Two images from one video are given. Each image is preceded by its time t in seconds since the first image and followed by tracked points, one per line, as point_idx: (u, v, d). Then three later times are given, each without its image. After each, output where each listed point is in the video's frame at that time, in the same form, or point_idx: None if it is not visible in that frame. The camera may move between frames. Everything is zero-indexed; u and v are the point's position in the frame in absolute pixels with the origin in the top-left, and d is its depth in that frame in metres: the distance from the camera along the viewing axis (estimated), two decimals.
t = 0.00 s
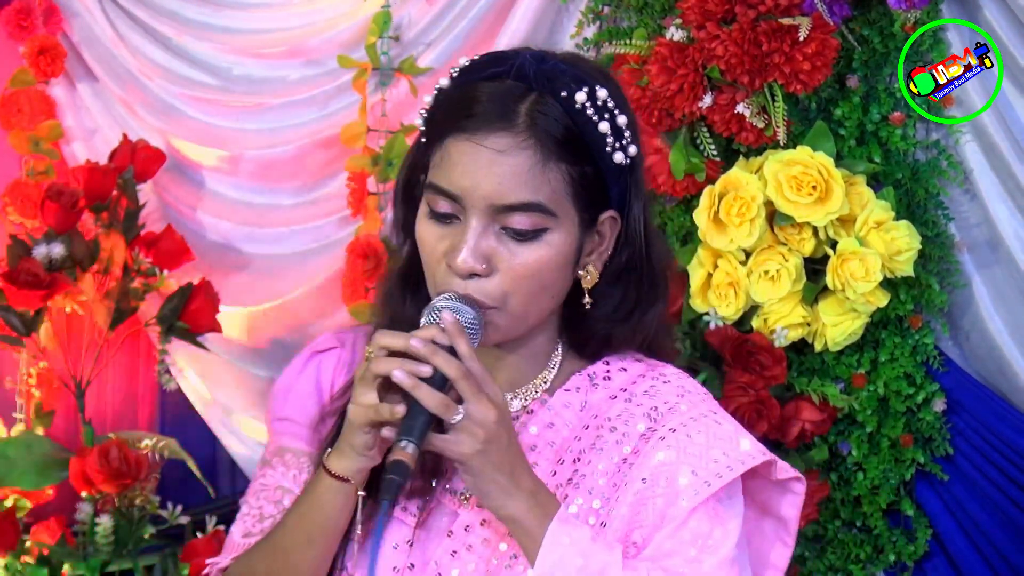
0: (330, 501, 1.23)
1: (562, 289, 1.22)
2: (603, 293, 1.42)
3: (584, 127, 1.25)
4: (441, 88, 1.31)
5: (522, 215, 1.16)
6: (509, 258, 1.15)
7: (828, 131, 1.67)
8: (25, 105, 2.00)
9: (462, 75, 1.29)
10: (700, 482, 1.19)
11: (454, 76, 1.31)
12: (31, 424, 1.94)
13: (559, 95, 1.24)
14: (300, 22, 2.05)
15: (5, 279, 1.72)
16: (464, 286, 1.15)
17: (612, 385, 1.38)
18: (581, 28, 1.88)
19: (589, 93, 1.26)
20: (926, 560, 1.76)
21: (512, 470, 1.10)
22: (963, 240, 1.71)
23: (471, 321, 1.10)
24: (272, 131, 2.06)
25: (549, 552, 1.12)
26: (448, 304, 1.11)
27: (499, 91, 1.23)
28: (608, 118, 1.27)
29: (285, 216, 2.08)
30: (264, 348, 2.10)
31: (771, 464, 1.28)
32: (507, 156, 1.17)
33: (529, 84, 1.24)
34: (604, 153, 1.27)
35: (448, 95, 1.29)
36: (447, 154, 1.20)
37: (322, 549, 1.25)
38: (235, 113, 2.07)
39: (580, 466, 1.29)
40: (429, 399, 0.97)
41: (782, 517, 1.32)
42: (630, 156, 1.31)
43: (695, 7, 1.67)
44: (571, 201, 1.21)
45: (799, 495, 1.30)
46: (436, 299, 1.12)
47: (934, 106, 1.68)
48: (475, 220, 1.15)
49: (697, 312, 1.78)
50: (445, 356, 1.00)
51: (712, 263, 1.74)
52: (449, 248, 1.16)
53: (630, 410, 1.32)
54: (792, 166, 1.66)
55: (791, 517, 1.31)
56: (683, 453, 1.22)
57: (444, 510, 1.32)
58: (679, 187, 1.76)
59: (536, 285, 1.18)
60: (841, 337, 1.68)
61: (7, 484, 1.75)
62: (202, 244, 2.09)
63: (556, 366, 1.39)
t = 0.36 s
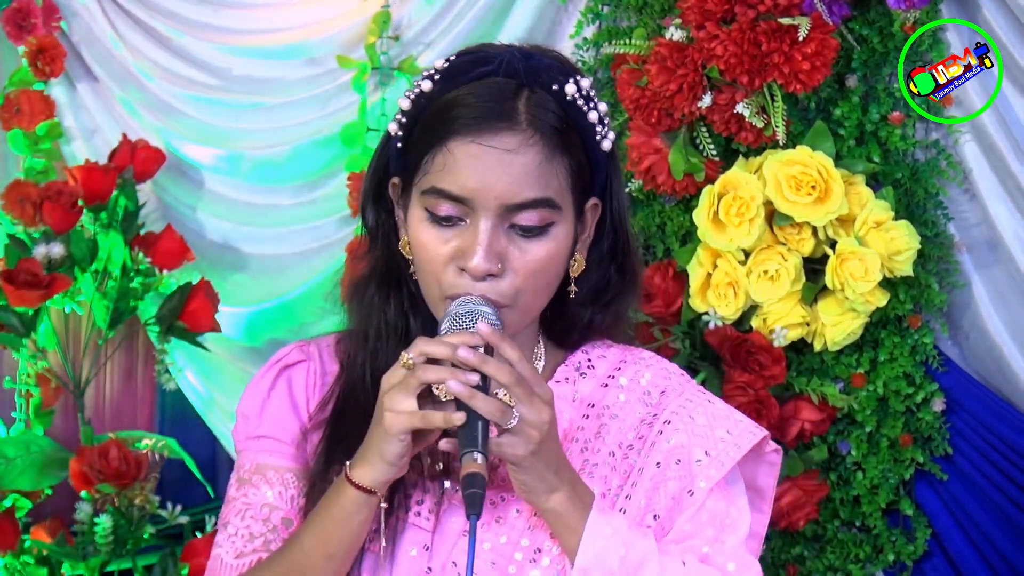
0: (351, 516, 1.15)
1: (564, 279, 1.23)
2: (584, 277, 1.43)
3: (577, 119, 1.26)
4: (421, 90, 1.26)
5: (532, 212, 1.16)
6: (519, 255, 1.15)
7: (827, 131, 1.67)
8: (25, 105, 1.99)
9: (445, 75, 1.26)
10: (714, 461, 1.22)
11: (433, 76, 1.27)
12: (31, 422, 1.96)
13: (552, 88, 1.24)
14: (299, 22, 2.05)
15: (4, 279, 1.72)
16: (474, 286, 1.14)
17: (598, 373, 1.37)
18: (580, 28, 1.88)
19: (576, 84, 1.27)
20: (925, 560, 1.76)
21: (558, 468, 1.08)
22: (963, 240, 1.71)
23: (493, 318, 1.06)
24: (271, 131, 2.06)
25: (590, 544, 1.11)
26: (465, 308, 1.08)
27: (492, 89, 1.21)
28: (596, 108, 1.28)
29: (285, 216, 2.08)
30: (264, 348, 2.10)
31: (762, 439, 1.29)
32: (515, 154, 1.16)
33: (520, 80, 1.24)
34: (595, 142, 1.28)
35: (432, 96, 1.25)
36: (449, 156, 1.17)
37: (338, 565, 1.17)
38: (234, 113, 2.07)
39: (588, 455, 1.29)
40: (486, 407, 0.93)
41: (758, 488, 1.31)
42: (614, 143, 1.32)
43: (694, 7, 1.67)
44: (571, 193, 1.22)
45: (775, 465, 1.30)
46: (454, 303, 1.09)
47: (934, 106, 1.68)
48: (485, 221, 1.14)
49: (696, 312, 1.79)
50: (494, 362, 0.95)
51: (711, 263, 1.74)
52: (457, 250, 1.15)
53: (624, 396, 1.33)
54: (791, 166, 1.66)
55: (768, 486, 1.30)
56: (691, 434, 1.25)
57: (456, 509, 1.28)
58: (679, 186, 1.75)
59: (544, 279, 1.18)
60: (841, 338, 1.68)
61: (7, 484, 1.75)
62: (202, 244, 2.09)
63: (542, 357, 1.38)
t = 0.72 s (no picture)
0: (333, 523, 1.15)
1: (580, 274, 1.23)
2: (602, 270, 1.45)
3: (583, 113, 1.26)
4: (425, 93, 1.27)
5: (543, 208, 1.16)
6: (532, 252, 1.15)
7: (827, 131, 1.67)
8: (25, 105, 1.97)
9: (449, 77, 1.26)
10: (735, 457, 1.24)
11: (437, 78, 1.27)
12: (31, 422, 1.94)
13: (556, 84, 1.24)
14: (300, 23, 2.05)
15: (4, 279, 1.71)
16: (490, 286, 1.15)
17: (620, 370, 1.40)
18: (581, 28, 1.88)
19: (580, 78, 1.27)
20: (926, 560, 1.76)
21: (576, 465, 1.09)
22: (963, 240, 1.71)
23: (510, 319, 1.06)
24: (272, 132, 2.06)
25: (608, 541, 1.12)
26: (483, 307, 1.08)
27: (496, 88, 1.22)
28: (602, 101, 1.28)
29: (285, 216, 2.08)
30: (264, 348, 2.10)
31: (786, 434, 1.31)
32: (522, 152, 1.16)
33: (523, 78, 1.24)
34: (603, 134, 1.28)
35: (438, 99, 1.26)
36: (457, 158, 1.18)
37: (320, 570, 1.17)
38: (236, 113, 2.07)
39: (611, 452, 1.32)
40: (503, 405, 0.93)
41: (784, 486, 1.34)
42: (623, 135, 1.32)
43: (694, 7, 1.67)
44: (582, 187, 1.22)
45: (801, 462, 1.33)
46: (471, 302, 1.10)
47: (934, 106, 1.68)
48: (497, 220, 1.14)
49: (696, 312, 1.79)
50: (513, 363, 0.97)
51: (712, 263, 1.74)
52: (470, 251, 1.15)
53: (646, 394, 1.36)
54: (792, 166, 1.66)
55: (794, 484, 1.33)
56: (713, 431, 1.28)
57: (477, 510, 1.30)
58: (679, 186, 1.76)
59: (560, 274, 1.18)
60: (841, 338, 1.68)
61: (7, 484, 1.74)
62: (202, 244, 2.09)
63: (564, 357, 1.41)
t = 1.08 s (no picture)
0: None
1: (602, 277, 1.21)
2: (629, 271, 1.43)
3: (599, 114, 1.24)
4: (445, 98, 1.27)
5: (560, 211, 1.15)
6: (550, 255, 1.14)
7: (827, 131, 1.67)
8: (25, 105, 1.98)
9: (467, 82, 1.26)
10: (760, 462, 1.20)
11: (457, 83, 1.27)
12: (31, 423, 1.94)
13: (571, 87, 1.23)
14: (300, 23, 2.04)
15: (3, 279, 1.68)
16: (509, 290, 1.14)
17: (651, 374, 1.36)
18: (580, 29, 1.88)
19: (596, 79, 1.25)
20: (925, 560, 1.76)
21: (591, 468, 1.01)
22: (963, 241, 1.71)
23: (524, 322, 1.04)
24: (273, 132, 2.07)
25: (620, 547, 1.06)
26: (500, 309, 1.05)
27: (511, 92, 1.21)
28: (619, 101, 1.26)
29: (286, 217, 2.09)
30: (264, 348, 2.10)
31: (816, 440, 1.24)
32: (536, 155, 1.15)
33: (538, 81, 1.23)
34: (620, 135, 1.26)
35: (457, 105, 1.26)
36: (472, 163, 1.18)
37: None
38: (236, 113, 2.07)
39: (637, 455, 1.28)
40: (509, 407, 0.89)
41: (816, 494, 1.27)
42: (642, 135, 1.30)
43: (694, 7, 1.67)
44: (600, 188, 1.20)
45: (835, 469, 1.26)
46: (487, 303, 1.08)
47: (934, 106, 1.69)
48: (513, 224, 1.14)
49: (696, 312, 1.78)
50: (519, 366, 0.91)
51: (712, 263, 1.74)
52: (488, 255, 1.15)
53: (674, 400, 1.32)
54: (791, 166, 1.66)
55: (827, 493, 1.26)
56: (739, 436, 1.24)
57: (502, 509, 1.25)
58: (678, 186, 1.76)
59: (580, 277, 1.17)
60: (841, 338, 1.68)
61: (6, 483, 1.73)
62: (202, 244, 2.10)
63: (592, 359, 1.38)
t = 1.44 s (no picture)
0: None
1: (597, 277, 1.19)
2: (631, 273, 1.36)
3: (592, 114, 1.21)
4: (443, 98, 1.26)
5: (548, 211, 1.12)
6: (539, 255, 1.12)
7: (826, 131, 1.67)
8: (24, 104, 1.98)
9: (463, 82, 1.24)
10: (752, 465, 1.12)
11: (455, 83, 1.25)
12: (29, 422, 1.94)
13: (563, 86, 1.20)
14: (299, 23, 2.04)
15: (1, 278, 1.68)
16: (500, 290, 1.12)
17: (655, 374, 1.31)
18: (579, 28, 1.88)
19: (591, 79, 1.22)
20: (924, 560, 1.76)
21: (565, 468, 0.99)
22: (962, 240, 1.71)
23: (507, 322, 1.04)
24: (272, 131, 2.07)
25: (597, 546, 1.02)
26: (485, 307, 1.05)
27: (503, 92, 1.18)
28: (614, 101, 1.23)
29: (285, 216, 2.09)
30: (262, 348, 2.10)
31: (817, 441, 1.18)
32: (521, 155, 1.13)
33: (531, 81, 1.20)
34: (615, 135, 1.22)
35: (453, 104, 1.24)
36: (461, 163, 1.16)
37: None
38: (234, 112, 2.07)
39: (631, 455, 1.23)
40: (474, 407, 0.91)
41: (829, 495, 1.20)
42: (642, 135, 1.26)
43: (693, 7, 1.67)
44: (593, 188, 1.17)
45: (847, 473, 1.19)
46: (473, 301, 1.08)
47: (933, 106, 1.68)
48: (501, 224, 1.12)
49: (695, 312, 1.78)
50: (490, 365, 0.92)
51: (711, 263, 1.74)
52: (478, 254, 1.13)
53: (674, 399, 1.26)
54: (790, 165, 1.66)
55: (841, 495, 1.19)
56: (733, 437, 1.16)
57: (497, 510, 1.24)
58: (677, 186, 1.76)
59: (570, 278, 1.14)
60: (839, 337, 1.68)
61: (5, 482, 1.73)
62: (202, 243, 2.10)
63: (596, 360, 1.33)
